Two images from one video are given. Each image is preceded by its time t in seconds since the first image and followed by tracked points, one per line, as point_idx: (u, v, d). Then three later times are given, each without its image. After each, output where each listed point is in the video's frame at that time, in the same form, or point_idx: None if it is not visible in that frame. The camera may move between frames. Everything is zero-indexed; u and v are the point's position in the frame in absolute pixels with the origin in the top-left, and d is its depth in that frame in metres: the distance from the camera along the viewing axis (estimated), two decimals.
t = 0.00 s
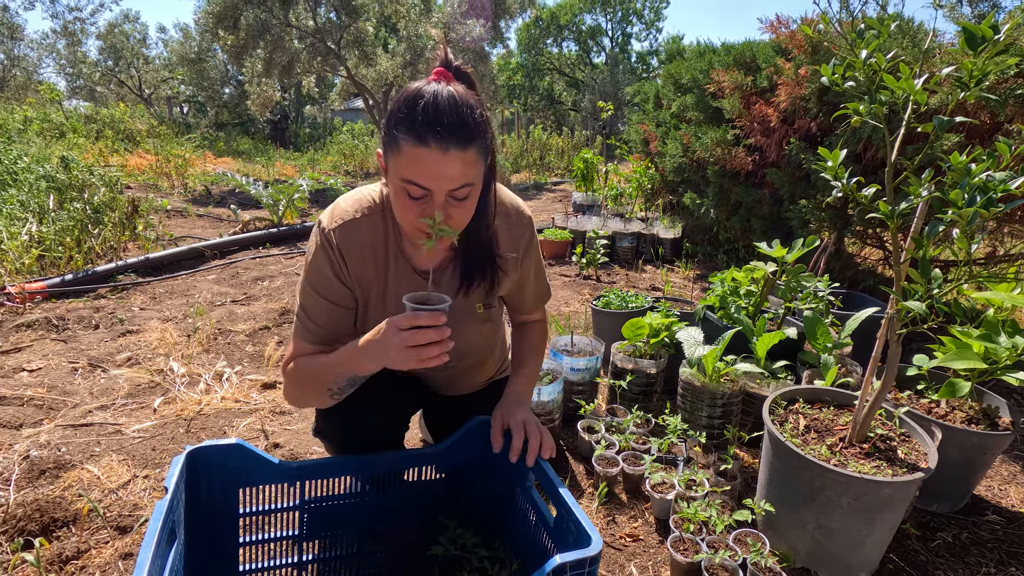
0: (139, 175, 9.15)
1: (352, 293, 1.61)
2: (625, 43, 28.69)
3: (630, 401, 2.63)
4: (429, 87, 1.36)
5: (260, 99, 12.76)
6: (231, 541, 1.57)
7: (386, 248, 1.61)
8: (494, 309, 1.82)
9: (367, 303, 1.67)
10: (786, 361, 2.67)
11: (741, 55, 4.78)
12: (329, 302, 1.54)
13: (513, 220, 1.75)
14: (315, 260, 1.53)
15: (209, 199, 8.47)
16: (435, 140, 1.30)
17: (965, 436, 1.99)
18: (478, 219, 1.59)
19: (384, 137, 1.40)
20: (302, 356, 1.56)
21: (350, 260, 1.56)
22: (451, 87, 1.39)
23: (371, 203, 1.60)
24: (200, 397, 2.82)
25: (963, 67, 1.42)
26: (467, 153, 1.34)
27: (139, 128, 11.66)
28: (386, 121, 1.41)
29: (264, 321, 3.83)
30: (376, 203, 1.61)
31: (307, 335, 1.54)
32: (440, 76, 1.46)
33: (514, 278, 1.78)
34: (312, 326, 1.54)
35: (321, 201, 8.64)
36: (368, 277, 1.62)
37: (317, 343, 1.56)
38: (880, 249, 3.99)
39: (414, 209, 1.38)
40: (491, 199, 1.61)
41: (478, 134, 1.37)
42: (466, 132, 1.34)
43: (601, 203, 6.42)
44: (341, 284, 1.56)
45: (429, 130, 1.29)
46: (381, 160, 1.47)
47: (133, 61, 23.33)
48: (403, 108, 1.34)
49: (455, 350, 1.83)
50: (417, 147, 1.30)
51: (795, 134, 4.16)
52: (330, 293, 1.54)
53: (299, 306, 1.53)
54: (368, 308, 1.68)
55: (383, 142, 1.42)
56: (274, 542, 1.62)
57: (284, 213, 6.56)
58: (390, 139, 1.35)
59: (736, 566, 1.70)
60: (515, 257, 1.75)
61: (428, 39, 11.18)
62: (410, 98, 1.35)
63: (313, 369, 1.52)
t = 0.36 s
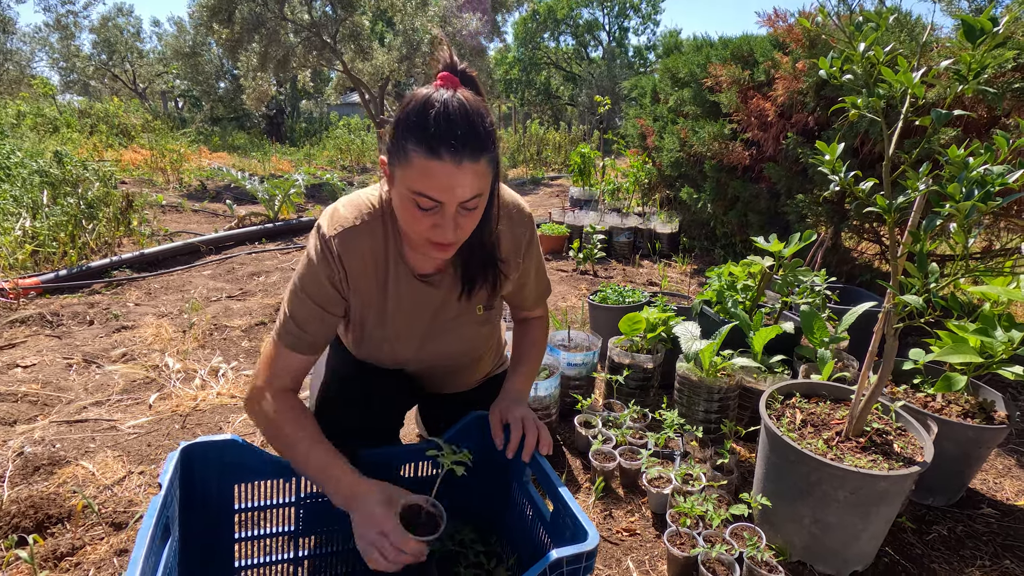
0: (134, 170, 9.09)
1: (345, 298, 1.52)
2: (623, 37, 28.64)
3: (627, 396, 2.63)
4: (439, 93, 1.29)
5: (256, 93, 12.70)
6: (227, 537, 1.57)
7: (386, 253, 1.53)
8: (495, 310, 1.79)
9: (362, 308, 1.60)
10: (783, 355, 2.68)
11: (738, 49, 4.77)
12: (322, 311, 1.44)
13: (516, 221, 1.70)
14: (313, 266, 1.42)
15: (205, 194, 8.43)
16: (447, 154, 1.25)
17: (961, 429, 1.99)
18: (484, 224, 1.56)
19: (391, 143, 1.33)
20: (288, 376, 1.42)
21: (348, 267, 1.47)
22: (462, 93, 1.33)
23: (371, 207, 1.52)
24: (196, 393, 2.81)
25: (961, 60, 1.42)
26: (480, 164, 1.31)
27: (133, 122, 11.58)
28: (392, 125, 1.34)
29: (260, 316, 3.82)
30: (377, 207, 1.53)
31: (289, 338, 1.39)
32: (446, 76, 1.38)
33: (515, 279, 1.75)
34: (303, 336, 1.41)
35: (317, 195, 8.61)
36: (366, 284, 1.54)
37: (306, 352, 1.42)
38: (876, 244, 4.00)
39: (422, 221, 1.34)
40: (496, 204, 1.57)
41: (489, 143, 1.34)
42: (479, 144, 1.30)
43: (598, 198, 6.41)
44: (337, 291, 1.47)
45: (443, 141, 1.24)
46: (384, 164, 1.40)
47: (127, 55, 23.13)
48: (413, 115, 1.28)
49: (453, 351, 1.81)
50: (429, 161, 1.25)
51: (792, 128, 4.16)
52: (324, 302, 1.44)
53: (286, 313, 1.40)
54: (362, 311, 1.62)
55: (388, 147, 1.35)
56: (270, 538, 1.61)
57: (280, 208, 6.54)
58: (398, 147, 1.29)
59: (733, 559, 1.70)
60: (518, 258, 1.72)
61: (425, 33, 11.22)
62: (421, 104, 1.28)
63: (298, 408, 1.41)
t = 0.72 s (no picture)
0: (126, 165, 9.02)
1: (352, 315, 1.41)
2: (619, 31, 28.54)
3: (620, 389, 2.62)
4: (439, 105, 1.22)
5: (250, 87, 12.61)
6: (215, 534, 1.56)
7: (386, 263, 1.45)
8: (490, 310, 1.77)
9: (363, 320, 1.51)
10: (776, 349, 2.67)
11: (733, 42, 4.75)
12: (334, 332, 1.33)
13: (512, 222, 1.67)
14: (316, 287, 1.31)
15: (198, 189, 8.36)
16: (449, 172, 1.20)
17: (952, 422, 1.99)
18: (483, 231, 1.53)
19: (387, 154, 1.26)
20: (303, 412, 1.30)
21: (353, 282, 1.37)
22: (463, 105, 1.26)
23: (364, 216, 1.41)
24: (187, 388, 2.79)
25: (955, 49, 1.40)
26: (482, 181, 1.27)
27: (125, 116, 11.48)
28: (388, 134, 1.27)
29: (253, 311, 3.79)
30: (370, 216, 1.42)
31: (306, 366, 1.27)
32: (442, 84, 1.30)
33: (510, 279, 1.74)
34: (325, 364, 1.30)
35: (312, 190, 8.56)
36: (369, 297, 1.45)
37: (320, 381, 1.30)
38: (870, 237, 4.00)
39: (420, 237, 1.31)
40: (494, 210, 1.53)
41: (491, 157, 1.30)
42: (481, 159, 1.26)
43: (594, 192, 6.39)
44: (346, 309, 1.36)
45: (446, 159, 1.19)
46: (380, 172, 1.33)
47: (119, 49, 22.89)
48: (412, 129, 1.21)
49: (448, 352, 1.79)
50: (429, 180, 1.20)
51: (787, 122, 4.15)
52: (336, 325, 1.33)
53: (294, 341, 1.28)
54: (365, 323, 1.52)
55: (384, 158, 1.28)
56: (259, 534, 1.60)
57: (274, 203, 6.50)
58: (395, 161, 1.23)
59: (725, 553, 1.70)
60: (514, 259, 1.70)
61: (419, 27, 11.12)
62: (419, 118, 1.21)
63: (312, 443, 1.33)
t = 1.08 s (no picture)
0: (118, 163, 8.95)
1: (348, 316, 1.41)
2: (614, 29, 28.57)
3: (614, 386, 2.62)
4: (448, 105, 1.21)
5: (243, 84, 12.54)
6: (205, 533, 1.55)
7: (382, 264, 1.43)
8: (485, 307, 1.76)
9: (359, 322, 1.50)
10: (769, 345, 2.67)
11: (727, 38, 4.76)
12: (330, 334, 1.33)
13: (507, 219, 1.66)
14: (312, 288, 1.31)
15: (191, 187, 8.31)
16: (477, 172, 1.22)
17: (944, 417, 2.00)
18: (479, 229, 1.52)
19: (403, 166, 1.22)
20: (301, 413, 1.32)
21: (348, 284, 1.37)
22: (464, 102, 1.27)
23: (356, 216, 1.39)
24: (179, 386, 2.77)
25: (945, 44, 1.40)
26: (499, 182, 1.29)
27: (117, 114, 11.40)
28: (399, 145, 1.22)
29: (245, 309, 3.77)
30: (362, 216, 1.40)
31: (303, 368, 1.29)
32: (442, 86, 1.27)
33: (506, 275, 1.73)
34: (322, 367, 1.31)
35: (306, 187, 8.52)
36: (365, 298, 1.44)
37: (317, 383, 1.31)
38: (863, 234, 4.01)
39: (445, 240, 1.30)
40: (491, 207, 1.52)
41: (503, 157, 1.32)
42: (498, 160, 1.28)
43: (588, 189, 6.38)
44: (342, 310, 1.36)
45: (472, 162, 1.20)
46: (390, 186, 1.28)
47: (112, 46, 22.71)
48: (433, 134, 1.19)
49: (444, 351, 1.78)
50: (459, 183, 1.20)
51: (780, 118, 4.16)
52: (332, 327, 1.34)
53: (292, 345, 1.29)
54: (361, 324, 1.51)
55: (398, 170, 1.24)
56: (249, 533, 1.58)
57: (267, 200, 6.46)
58: (419, 171, 1.20)
59: (717, 549, 1.70)
60: (509, 255, 1.70)
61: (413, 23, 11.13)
62: (439, 122, 1.20)
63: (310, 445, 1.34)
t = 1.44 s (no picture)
0: (113, 163, 8.92)
1: (345, 269, 1.44)
2: (609, 30, 28.61)
3: (610, 386, 2.62)
4: (509, 93, 1.31)
5: (239, 84, 12.51)
6: (200, 534, 1.54)
7: (390, 227, 1.48)
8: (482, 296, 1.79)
9: (358, 284, 1.53)
10: (764, 344, 2.69)
11: (722, 39, 4.77)
12: (324, 281, 1.37)
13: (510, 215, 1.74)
14: (316, 234, 1.35)
15: (186, 187, 8.28)
16: (541, 153, 1.35)
17: (937, 416, 2.01)
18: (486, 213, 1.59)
19: (484, 154, 1.27)
20: (277, 350, 1.33)
21: (352, 237, 1.41)
22: (510, 86, 1.34)
23: (375, 179, 1.46)
24: (174, 387, 2.76)
25: (936, 45, 1.41)
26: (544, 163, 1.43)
27: (112, 114, 11.37)
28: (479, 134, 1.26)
29: (241, 309, 3.76)
30: (381, 180, 1.47)
31: (294, 314, 1.31)
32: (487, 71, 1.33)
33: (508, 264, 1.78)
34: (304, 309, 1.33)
35: (301, 188, 8.50)
36: (366, 256, 1.48)
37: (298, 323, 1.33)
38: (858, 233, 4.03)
39: (502, 215, 1.42)
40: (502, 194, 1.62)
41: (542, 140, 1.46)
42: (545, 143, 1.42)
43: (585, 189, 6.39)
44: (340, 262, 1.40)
45: (539, 144, 1.33)
46: (459, 173, 1.31)
47: (106, 46, 22.59)
48: (508, 120, 1.28)
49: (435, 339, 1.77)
50: (531, 165, 1.32)
51: (775, 119, 4.18)
52: (326, 273, 1.37)
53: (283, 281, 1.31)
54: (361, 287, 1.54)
55: (474, 156, 1.27)
56: (246, 534, 1.59)
57: (263, 201, 6.45)
58: (498, 155, 1.27)
59: (712, 548, 1.71)
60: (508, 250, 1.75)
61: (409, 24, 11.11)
62: (510, 108, 1.29)
63: (286, 383, 1.36)
